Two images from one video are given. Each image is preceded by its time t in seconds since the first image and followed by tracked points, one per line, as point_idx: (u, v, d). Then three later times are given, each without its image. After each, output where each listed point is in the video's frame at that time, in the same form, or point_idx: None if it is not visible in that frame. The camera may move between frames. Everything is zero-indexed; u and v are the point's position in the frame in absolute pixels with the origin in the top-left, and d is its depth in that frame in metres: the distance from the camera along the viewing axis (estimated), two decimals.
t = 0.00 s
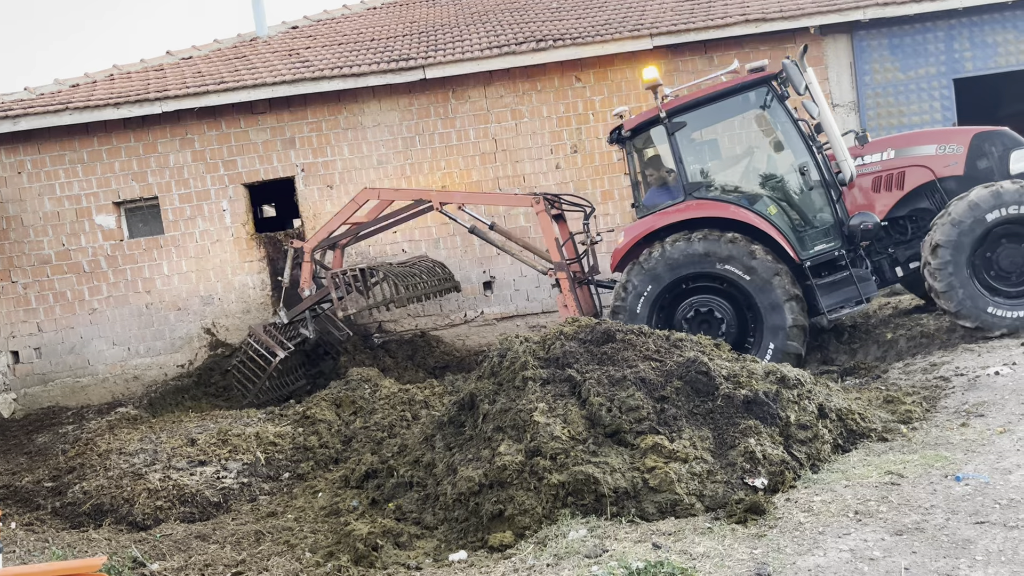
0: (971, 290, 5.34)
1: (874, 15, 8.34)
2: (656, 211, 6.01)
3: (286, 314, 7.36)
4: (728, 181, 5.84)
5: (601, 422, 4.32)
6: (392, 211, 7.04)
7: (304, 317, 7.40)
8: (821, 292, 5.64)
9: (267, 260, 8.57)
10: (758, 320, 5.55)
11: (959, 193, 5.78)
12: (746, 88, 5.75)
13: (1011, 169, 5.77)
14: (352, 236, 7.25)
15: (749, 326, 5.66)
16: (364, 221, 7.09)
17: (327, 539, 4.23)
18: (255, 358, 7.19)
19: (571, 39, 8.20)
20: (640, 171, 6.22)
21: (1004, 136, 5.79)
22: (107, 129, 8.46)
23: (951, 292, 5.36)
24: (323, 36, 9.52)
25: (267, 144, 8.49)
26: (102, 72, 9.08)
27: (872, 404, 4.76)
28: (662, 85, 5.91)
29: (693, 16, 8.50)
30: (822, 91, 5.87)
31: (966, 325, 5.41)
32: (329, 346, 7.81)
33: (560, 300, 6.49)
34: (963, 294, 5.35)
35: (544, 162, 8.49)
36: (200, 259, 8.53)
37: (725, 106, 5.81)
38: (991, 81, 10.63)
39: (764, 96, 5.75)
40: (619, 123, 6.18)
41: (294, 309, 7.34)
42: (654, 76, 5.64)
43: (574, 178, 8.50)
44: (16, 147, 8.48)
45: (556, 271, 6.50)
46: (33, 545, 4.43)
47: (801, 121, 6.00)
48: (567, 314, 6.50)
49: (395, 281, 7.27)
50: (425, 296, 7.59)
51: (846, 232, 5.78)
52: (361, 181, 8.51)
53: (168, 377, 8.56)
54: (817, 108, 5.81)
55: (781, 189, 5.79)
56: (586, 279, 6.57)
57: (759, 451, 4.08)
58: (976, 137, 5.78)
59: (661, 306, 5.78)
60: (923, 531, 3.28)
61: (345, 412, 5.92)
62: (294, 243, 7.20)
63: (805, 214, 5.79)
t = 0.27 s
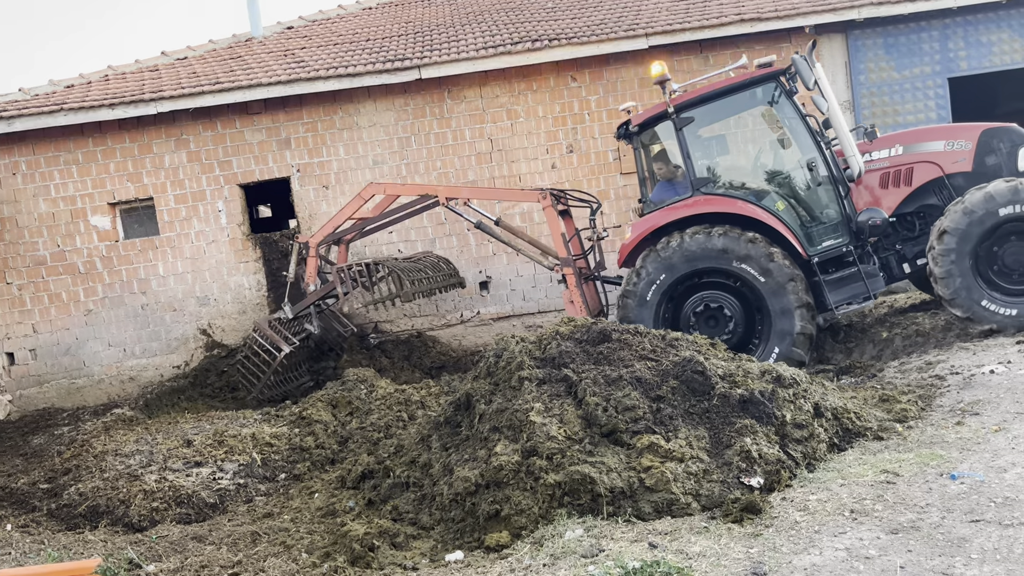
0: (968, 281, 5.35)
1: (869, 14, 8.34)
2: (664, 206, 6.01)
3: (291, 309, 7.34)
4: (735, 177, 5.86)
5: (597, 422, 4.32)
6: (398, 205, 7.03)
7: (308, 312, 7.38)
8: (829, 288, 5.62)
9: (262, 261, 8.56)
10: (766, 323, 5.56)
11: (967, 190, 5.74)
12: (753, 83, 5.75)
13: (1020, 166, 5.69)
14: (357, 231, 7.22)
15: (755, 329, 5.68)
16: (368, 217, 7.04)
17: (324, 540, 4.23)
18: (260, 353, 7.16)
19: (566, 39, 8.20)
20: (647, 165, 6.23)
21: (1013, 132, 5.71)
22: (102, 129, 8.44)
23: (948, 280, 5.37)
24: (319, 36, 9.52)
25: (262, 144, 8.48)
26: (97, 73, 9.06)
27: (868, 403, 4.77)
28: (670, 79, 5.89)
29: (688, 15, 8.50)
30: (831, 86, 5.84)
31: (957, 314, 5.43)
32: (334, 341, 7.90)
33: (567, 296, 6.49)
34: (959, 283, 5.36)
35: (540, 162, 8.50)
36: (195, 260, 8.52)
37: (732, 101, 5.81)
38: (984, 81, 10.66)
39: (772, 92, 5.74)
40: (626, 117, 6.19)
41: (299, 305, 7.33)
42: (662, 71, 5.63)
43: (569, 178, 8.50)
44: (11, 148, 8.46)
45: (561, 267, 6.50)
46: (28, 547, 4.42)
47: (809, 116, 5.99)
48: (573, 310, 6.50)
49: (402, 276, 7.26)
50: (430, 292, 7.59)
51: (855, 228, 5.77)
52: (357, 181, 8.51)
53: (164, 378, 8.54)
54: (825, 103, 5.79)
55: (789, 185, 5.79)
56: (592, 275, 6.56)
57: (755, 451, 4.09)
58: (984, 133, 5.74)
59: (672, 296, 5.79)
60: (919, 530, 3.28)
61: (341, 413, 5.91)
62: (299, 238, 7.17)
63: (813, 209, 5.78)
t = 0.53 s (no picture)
0: (969, 271, 5.36)
1: (863, 13, 8.35)
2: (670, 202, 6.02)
3: (295, 305, 7.27)
4: (741, 172, 5.85)
5: (592, 422, 4.33)
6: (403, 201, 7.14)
7: (313, 308, 7.35)
8: (835, 283, 5.64)
9: (257, 262, 8.55)
10: (772, 324, 5.57)
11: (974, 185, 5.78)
12: (760, 78, 5.73)
13: None
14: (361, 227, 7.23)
15: (759, 330, 5.69)
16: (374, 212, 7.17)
17: (319, 541, 4.22)
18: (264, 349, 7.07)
19: (561, 39, 8.20)
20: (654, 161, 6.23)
21: (1019, 128, 5.78)
22: (96, 130, 8.43)
23: (949, 267, 5.39)
24: (314, 36, 9.51)
25: (257, 145, 8.47)
26: (91, 74, 9.05)
27: (863, 402, 4.78)
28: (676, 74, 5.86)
29: (683, 15, 8.51)
30: (839, 81, 5.82)
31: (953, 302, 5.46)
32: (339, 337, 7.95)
33: (571, 292, 6.47)
34: (959, 272, 5.38)
35: (535, 162, 8.50)
36: (190, 261, 8.51)
37: (739, 97, 5.80)
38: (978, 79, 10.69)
39: (779, 87, 5.71)
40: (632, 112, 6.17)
41: (303, 300, 7.29)
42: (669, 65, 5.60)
43: (564, 178, 8.51)
44: (5, 149, 8.45)
45: (567, 262, 6.50)
46: (23, 549, 4.41)
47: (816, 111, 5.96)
48: (578, 306, 6.47)
49: (407, 272, 7.21)
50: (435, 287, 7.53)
51: (861, 223, 5.78)
52: (352, 181, 8.50)
53: (159, 379, 8.54)
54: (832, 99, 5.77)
55: (795, 181, 5.79)
56: (597, 271, 6.57)
57: (750, 449, 4.09)
58: (991, 129, 5.76)
59: (682, 286, 5.79)
60: (913, 528, 3.29)
61: (337, 414, 5.91)
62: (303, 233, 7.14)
63: (819, 205, 5.79)
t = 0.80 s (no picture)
0: (972, 261, 5.35)
1: (857, 13, 8.36)
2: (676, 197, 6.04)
3: (299, 300, 7.27)
4: (746, 167, 5.86)
5: (587, 422, 4.33)
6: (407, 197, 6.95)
7: (316, 302, 7.33)
8: (841, 280, 5.62)
9: (252, 262, 8.54)
10: (777, 326, 5.57)
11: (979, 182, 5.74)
12: (766, 74, 5.74)
13: None
14: (366, 222, 7.16)
15: (760, 331, 5.69)
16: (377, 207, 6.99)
17: (315, 541, 4.22)
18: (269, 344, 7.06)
19: (555, 39, 8.20)
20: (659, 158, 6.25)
21: None
22: (90, 131, 8.42)
23: (953, 255, 5.38)
24: (308, 36, 9.50)
25: (252, 145, 8.46)
26: (85, 74, 9.03)
27: (858, 401, 4.78)
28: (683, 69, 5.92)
29: (677, 15, 8.52)
30: (846, 77, 5.79)
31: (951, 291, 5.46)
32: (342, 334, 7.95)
33: (576, 287, 6.48)
34: (962, 261, 5.36)
35: (530, 162, 8.50)
36: (185, 262, 8.50)
37: (745, 92, 5.81)
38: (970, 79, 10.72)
39: (785, 83, 5.72)
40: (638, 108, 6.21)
41: (308, 295, 7.26)
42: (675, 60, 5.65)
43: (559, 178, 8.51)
44: None
45: (571, 258, 6.49)
46: (17, 551, 4.40)
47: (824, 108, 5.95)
48: (583, 302, 6.48)
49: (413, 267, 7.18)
50: (439, 281, 7.53)
51: (867, 220, 5.74)
52: (347, 182, 8.50)
53: (154, 380, 8.52)
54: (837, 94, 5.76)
55: (800, 176, 5.80)
56: (602, 266, 6.53)
57: (745, 449, 4.09)
58: (998, 125, 5.72)
59: (692, 278, 5.79)
60: (907, 527, 3.29)
61: (332, 414, 5.90)
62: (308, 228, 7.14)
63: (826, 201, 5.78)
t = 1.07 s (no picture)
0: (977, 252, 5.35)
1: (851, 12, 8.36)
2: (682, 191, 6.02)
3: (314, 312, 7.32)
4: (753, 162, 5.84)
5: (583, 421, 4.33)
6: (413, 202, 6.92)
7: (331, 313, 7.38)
8: (846, 276, 5.65)
9: (247, 262, 8.52)
10: (781, 326, 5.59)
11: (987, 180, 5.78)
12: (774, 69, 5.74)
13: None
14: (374, 230, 7.13)
15: (762, 330, 5.72)
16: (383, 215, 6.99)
17: (310, 542, 4.21)
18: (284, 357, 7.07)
19: (550, 38, 8.20)
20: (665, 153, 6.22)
21: None
22: (83, 131, 8.40)
23: (961, 243, 5.37)
24: (303, 36, 9.49)
25: (246, 145, 8.45)
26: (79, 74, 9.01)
27: (853, 399, 4.79)
28: (691, 64, 5.92)
29: (672, 14, 8.52)
30: (853, 73, 5.81)
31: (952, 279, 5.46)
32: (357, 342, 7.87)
33: (580, 280, 6.46)
34: (967, 251, 5.36)
35: (525, 162, 8.50)
36: (180, 262, 8.48)
37: (753, 87, 5.80)
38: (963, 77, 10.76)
39: (793, 78, 5.72)
40: (645, 102, 6.19)
41: (321, 306, 7.34)
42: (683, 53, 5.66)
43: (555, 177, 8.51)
44: None
45: (576, 252, 6.48)
46: (11, 552, 4.39)
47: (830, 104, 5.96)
48: (587, 295, 6.45)
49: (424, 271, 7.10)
50: (453, 285, 7.44)
51: (873, 217, 5.75)
52: (342, 182, 8.49)
53: (149, 381, 8.51)
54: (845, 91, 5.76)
55: (806, 172, 5.79)
56: (605, 260, 6.55)
57: (740, 447, 4.10)
58: (1006, 123, 5.73)
59: (701, 269, 5.78)
60: (902, 525, 3.30)
61: (327, 414, 5.89)
62: (318, 239, 7.17)
63: (833, 197, 5.77)
